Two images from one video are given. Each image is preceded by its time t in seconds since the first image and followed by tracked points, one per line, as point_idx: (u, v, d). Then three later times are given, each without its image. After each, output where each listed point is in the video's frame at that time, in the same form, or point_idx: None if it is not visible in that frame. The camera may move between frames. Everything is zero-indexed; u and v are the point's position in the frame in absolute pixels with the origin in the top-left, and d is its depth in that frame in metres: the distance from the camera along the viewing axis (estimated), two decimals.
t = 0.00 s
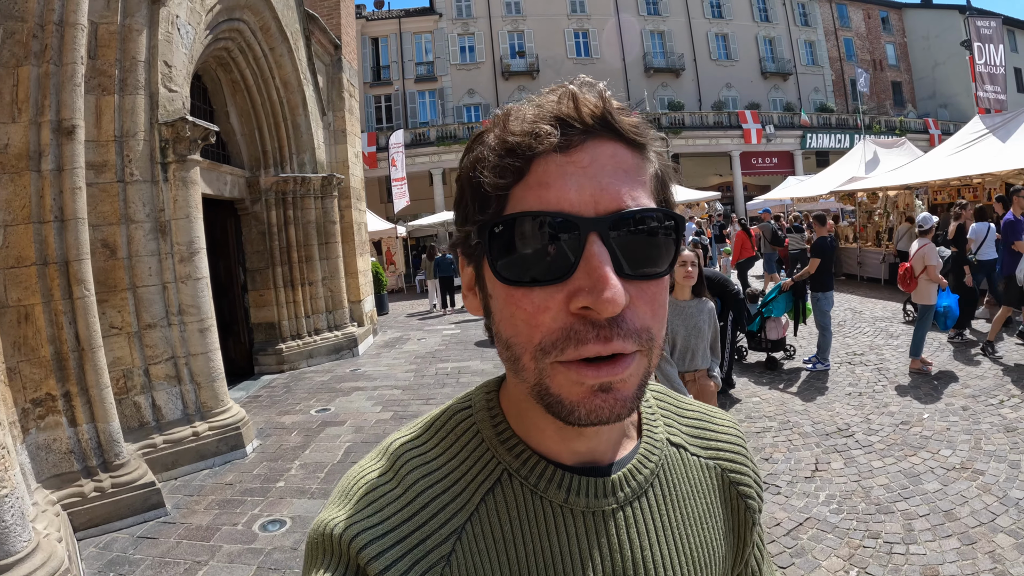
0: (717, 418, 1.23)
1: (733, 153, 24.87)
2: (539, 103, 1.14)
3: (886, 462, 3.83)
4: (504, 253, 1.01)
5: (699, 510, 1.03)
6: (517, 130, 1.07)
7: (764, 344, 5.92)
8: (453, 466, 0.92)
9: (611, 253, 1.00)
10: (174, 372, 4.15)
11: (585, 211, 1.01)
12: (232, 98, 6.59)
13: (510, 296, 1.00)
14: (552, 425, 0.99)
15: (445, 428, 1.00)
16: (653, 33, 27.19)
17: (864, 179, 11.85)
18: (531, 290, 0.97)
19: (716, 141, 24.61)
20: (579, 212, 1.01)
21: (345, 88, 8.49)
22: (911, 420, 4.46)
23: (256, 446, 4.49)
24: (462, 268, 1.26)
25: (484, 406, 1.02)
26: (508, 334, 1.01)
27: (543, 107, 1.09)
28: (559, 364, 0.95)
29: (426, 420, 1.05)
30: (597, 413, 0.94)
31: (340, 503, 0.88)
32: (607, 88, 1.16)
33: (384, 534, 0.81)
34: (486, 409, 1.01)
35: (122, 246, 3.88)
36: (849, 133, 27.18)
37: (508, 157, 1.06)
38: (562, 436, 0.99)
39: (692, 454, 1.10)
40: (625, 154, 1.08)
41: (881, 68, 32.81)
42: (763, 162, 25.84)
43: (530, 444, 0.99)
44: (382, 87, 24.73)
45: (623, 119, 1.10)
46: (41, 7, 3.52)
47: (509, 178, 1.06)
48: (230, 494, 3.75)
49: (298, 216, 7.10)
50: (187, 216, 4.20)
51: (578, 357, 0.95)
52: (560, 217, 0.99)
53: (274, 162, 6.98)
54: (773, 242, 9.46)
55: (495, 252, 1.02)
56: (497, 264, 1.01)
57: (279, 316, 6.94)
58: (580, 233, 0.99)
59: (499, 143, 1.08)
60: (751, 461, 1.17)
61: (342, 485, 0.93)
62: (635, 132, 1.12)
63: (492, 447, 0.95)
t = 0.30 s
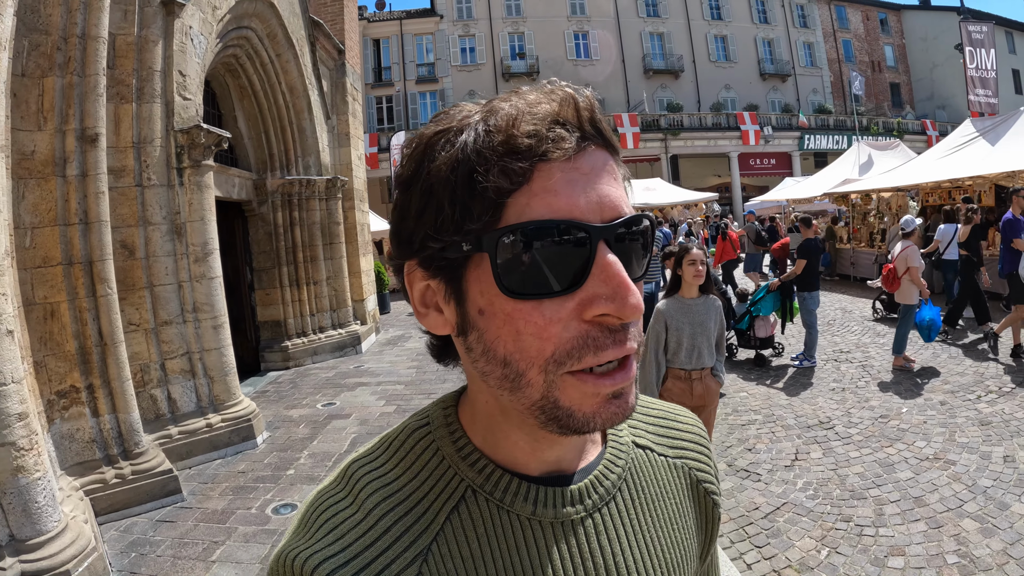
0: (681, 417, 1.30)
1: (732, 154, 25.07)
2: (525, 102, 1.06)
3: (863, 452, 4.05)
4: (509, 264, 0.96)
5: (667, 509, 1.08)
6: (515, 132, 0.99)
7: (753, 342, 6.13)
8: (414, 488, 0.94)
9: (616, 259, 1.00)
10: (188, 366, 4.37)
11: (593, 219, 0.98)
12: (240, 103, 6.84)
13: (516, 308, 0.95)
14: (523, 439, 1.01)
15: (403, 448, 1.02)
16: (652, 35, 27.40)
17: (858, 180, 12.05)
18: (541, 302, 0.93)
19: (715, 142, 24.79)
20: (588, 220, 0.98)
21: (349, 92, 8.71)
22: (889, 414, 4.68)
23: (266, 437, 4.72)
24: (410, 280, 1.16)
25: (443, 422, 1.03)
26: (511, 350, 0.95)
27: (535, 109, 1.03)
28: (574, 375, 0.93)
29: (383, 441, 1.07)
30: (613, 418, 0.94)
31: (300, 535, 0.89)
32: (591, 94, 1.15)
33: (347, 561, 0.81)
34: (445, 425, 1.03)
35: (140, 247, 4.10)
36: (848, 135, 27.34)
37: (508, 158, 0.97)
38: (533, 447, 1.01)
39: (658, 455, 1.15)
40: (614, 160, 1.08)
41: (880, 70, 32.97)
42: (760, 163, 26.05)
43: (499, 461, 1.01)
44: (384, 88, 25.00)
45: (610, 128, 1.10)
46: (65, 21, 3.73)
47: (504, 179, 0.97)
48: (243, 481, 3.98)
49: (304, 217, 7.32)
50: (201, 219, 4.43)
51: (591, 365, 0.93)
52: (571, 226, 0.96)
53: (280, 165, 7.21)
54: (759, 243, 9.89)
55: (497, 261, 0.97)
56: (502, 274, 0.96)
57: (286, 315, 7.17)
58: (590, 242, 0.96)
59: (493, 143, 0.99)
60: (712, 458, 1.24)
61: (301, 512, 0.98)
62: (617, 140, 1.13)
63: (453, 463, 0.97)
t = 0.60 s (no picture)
0: (659, 421, 1.35)
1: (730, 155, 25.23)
2: (510, 103, 1.08)
3: (840, 443, 4.22)
4: (492, 265, 0.96)
5: (643, 510, 1.11)
6: (502, 132, 1.00)
7: (742, 338, 6.29)
8: (387, 493, 0.94)
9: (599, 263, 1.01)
10: (195, 359, 4.56)
11: (577, 221, 1.00)
12: (243, 105, 7.02)
13: (499, 310, 0.95)
14: (498, 444, 1.03)
15: (377, 453, 1.02)
16: (651, 36, 27.57)
17: (851, 181, 12.24)
18: (525, 305, 0.94)
19: (713, 143, 24.94)
20: (572, 222, 0.99)
21: (350, 94, 8.91)
22: (869, 408, 4.84)
23: (270, 429, 4.91)
24: (388, 282, 1.16)
25: (417, 428, 1.04)
26: (494, 353, 0.95)
27: (521, 111, 1.05)
28: (557, 380, 0.93)
29: (355, 445, 1.07)
30: (596, 423, 0.95)
31: (273, 540, 0.89)
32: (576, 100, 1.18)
33: (320, 566, 0.81)
34: (419, 431, 1.03)
35: (150, 246, 4.31)
36: (845, 135, 27.48)
37: (494, 160, 0.98)
38: (507, 454, 1.03)
39: (636, 459, 1.18)
40: (596, 165, 1.10)
41: (878, 70, 33.12)
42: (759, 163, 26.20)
43: (474, 466, 1.02)
44: (384, 88, 25.23)
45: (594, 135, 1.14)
46: (79, 30, 3.91)
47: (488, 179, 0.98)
48: (249, 468, 4.17)
49: (305, 216, 7.51)
50: (209, 219, 4.63)
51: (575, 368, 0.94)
52: (556, 227, 0.96)
53: (282, 166, 7.40)
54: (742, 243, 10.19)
55: (480, 263, 0.96)
56: (485, 277, 0.96)
57: (288, 312, 7.36)
58: (575, 245, 0.97)
59: (480, 144, 0.99)
60: (686, 460, 1.29)
61: (272, 519, 0.98)
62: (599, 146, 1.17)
63: (427, 468, 0.98)
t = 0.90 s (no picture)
0: (685, 447, 1.25)
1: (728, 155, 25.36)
2: (523, 116, 1.09)
3: (820, 437, 4.37)
4: (496, 280, 0.95)
5: (656, 541, 1.03)
6: (513, 144, 1.00)
7: (731, 336, 6.45)
8: (391, 496, 0.95)
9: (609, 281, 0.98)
10: (200, 355, 4.76)
11: (585, 235, 0.97)
12: (246, 109, 7.21)
13: (503, 326, 0.93)
14: (508, 464, 0.99)
15: (385, 458, 1.03)
16: (651, 37, 27.72)
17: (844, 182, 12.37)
18: (528, 322, 0.92)
19: (712, 144, 25.08)
20: (578, 236, 0.97)
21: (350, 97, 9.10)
22: (851, 404, 4.99)
23: (271, 423, 5.10)
24: (403, 293, 1.16)
25: (427, 436, 1.03)
26: (495, 371, 0.94)
27: (533, 121, 1.05)
28: (560, 403, 0.91)
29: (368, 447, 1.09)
30: (598, 456, 0.90)
31: (274, 531, 0.90)
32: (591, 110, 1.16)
33: (317, 563, 0.82)
34: (429, 438, 1.03)
35: (157, 245, 4.50)
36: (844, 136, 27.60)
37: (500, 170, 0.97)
38: (517, 470, 0.99)
39: (653, 485, 1.11)
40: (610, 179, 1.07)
41: (877, 71, 33.22)
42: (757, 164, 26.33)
43: (482, 477, 1.00)
44: (385, 89, 25.51)
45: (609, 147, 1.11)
46: (90, 39, 4.09)
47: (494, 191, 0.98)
48: (252, 459, 4.36)
49: (306, 217, 7.71)
50: (213, 220, 4.87)
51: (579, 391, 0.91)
52: (559, 242, 0.95)
53: (284, 167, 7.60)
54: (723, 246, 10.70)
55: (484, 277, 0.96)
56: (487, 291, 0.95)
57: (289, 310, 7.55)
58: (582, 260, 0.95)
59: (491, 154, 0.99)
60: (713, 491, 1.20)
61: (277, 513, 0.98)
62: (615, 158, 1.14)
63: (432, 475, 0.97)
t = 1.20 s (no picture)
0: (692, 436, 1.26)
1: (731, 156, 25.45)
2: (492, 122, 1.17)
3: (808, 430, 4.53)
4: (460, 275, 1.02)
5: (669, 530, 1.05)
6: (471, 149, 1.10)
7: (726, 334, 6.61)
8: (414, 491, 0.94)
9: (569, 274, 1.01)
10: (212, 350, 4.96)
11: (539, 228, 1.02)
12: (254, 111, 7.40)
13: (467, 317, 1.00)
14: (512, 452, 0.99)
15: (405, 454, 1.02)
16: (654, 38, 27.83)
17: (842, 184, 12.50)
18: (485, 313, 0.98)
19: (714, 144, 25.18)
20: (534, 229, 1.02)
21: (355, 100, 9.30)
22: (840, 399, 5.14)
23: (280, 416, 5.29)
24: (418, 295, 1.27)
25: (445, 432, 1.04)
26: (464, 359, 1.01)
27: (499, 126, 1.12)
28: (516, 392, 0.95)
29: (386, 445, 1.07)
30: (554, 444, 0.94)
31: (300, 533, 0.89)
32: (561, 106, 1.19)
33: (345, 561, 0.82)
34: (447, 434, 1.03)
35: (171, 245, 4.70)
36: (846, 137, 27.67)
37: (461, 175, 1.08)
38: (523, 462, 0.99)
39: (663, 474, 1.12)
40: (579, 172, 1.10)
41: (879, 72, 33.25)
42: (759, 165, 26.42)
43: (490, 469, 1.01)
44: (389, 90, 25.74)
45: (578, 139, 1.12)
46: (108, 47, 4.28)
47: (461, 196, 1.08)
48: (263, 449, 4.55)
49: (313, 217, 7.90)
50: (225, 220, 5.06)
51: (535, 380, 0.95)
52: (513, 236, 1.00)
53: (292, 169, 7.81)
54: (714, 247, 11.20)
55: (451, 273, 1.04)
56: (452, 285, 1.02)
57: (296, 308, 7.74)
58: (535, 254, 0.99)
59: (455, 162, 1.10)
60: (723, 478, 1.21)
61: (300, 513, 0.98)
62: (589, 152, 1.15)
63: (453, 471, 0.97)
